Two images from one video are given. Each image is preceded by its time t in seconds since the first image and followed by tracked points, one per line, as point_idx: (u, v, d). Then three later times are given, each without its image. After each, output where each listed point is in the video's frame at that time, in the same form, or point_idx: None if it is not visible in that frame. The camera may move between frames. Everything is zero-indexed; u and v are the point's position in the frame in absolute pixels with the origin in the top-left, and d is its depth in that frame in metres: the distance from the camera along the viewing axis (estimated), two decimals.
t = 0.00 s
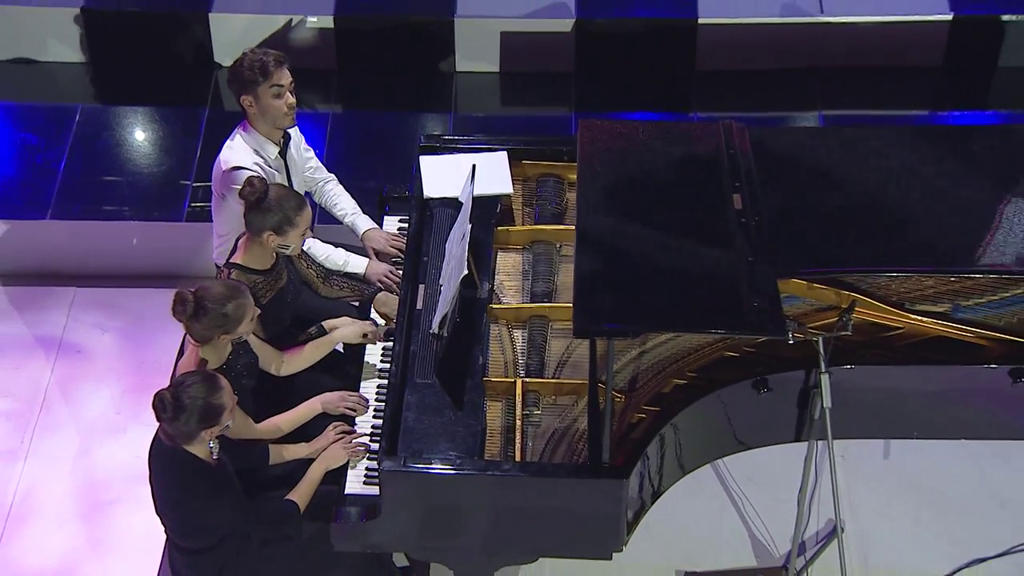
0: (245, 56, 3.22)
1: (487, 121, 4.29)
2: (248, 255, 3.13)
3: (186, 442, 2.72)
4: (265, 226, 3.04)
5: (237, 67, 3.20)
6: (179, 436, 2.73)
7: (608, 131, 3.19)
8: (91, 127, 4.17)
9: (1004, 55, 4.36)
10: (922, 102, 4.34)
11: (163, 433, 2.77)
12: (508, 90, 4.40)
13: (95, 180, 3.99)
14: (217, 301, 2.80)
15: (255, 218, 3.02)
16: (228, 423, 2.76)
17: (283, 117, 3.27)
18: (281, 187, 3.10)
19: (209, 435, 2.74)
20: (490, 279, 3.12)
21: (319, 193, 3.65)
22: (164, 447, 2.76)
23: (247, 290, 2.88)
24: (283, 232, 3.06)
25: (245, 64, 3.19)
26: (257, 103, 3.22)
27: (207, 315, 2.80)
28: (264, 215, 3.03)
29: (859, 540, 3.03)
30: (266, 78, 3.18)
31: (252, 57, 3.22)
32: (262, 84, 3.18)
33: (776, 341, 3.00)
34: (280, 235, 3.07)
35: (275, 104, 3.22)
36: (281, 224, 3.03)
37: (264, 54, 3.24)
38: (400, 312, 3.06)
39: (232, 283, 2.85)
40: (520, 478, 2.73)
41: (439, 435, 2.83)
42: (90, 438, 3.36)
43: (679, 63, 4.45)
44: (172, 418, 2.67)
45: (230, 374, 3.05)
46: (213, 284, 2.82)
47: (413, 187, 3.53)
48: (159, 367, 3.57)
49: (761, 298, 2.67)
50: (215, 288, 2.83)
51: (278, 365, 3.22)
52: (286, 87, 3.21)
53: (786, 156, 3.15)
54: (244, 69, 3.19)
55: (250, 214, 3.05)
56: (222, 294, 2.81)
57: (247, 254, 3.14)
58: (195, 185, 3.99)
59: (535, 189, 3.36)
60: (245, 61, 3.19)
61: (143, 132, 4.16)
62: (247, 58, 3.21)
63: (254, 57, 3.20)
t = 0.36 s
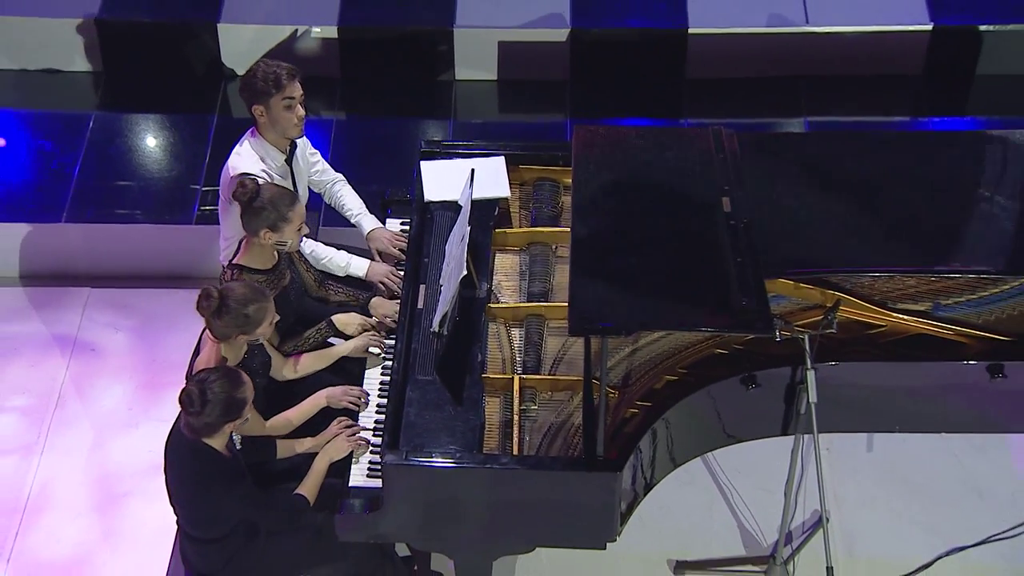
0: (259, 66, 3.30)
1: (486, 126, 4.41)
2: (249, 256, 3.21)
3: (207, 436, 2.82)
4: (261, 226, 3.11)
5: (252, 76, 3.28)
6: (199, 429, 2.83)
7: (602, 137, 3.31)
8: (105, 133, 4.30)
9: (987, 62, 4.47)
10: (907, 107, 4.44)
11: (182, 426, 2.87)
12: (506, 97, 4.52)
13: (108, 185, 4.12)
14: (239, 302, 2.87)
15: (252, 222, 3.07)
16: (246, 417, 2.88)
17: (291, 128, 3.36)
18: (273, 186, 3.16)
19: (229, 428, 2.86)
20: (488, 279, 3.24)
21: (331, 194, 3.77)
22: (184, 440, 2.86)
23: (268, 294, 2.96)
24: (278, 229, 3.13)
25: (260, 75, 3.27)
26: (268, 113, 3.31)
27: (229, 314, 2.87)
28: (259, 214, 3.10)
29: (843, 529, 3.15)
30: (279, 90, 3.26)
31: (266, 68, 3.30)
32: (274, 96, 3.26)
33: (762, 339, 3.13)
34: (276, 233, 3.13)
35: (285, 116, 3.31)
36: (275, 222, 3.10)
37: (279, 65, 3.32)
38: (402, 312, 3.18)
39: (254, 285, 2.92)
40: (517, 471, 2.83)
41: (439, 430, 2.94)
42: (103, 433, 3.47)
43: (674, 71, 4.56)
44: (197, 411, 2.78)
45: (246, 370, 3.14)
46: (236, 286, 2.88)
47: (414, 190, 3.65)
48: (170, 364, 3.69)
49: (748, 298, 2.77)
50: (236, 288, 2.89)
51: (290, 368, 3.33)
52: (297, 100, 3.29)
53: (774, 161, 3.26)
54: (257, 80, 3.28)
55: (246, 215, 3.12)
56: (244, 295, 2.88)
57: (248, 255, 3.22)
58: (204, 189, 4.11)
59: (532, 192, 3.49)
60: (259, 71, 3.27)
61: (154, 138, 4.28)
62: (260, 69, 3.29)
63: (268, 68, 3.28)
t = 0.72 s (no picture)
0: (281, 82, 3.34)
1: (483, 133, 4.54)
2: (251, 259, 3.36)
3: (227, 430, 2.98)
4: (255, 227, 3.22)
5: (273, 92, 3.33)
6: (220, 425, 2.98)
7: (595, 143, 3.45)
8: (117, 140, 4.43)
9: (965, 70, 4.60)
10: (889, 114, 4.58)
11: (203, 421, 3.01)
12: (502, 104, 4.65)
13: (120, 190, 4.24)
14: (255, 301, 3.00)
15: (248, 228, 3.18)
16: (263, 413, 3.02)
17: (305, 143, 3.43)
18: (264, 187, 3.26)
19: (246, 424, 3.02)
20: (485, 280, 3.37)
21: (326, 203, 3.86)
22: (205, 435, 3.01)
23: (279, 289, 3.08)
24: (272, 228, 3.23)
25: (282, 94, 3.31)
26: (286, 129, 3.37)
27: (246, 315, 3.00)
28: (252, 217, 3.21)
29: (826, 519, 3.29)
30: (301, 111, 3.33)
31: (288, 85, 3.34)
32: (295, 115, 3.33)
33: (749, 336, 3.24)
34: (271, 233, 3.24)
35: (303, 134, 3.39)
36: (266, 222, 3.20)
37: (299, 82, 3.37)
38: (404, 312, 3.31)
39: (266, 284, 3.04)
40: (514, 464, 2.95)
41: (439, 424, 3.06)
42: (117, 428, 3.61)
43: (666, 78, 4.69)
44: (221, 410, 2.92)
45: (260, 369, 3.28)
46: (249, 289, 2.99)
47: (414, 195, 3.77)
48: (180, 362, 3.82)
49: (735, 297, 2.90)
50: (251, 290, 3.01)
51: (299, 365, 3.47)
52: (316, 120, 3.38)
53: (760, 166, 3.39)
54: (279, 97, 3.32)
55: (241, 219, 3.24)
56: (259, 295, 3.00)
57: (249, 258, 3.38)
58: (213, 195, 4.22)
59: (527, 197, 3.63)
60: (283, 89, 3.31)
61: (165, 145, 4.41)
62: (283, 86, 3.33)
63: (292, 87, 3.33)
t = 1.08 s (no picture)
0: (298, 102, 3.32)
1: (477, 139, 4.66)
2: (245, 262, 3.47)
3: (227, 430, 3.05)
4: (245, 230, 3.29)
5: (290, 113, 3.31)
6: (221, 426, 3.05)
7: (586, 148, 3.56)
8: (124, 147, 4.54)
9: (939, 77, 4.73)
10: (866, 120, 4.71)
11: (203, 422, 3.09)
12: (496, 111, 4.78)
13: (127, 195, 4.35)
14: (259, 298, 3.12)
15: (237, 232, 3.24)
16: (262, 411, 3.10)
17: (312, 160, 3.45)
18: (252, 192, 3.32)
19: (247, 422, 3.10)
20: (480, 281, 3.50)
21: (323, 209, 3.97)
22: (207, 434, 3.08)
23: (284, 290, 3.22)
24: (262, 230, 3.29)
25: (298, 117, 3.30)
26: (295, 148, 3.39)
27: (249, 312, 3.12)
28: (241, 221, 3.27)
29: (808, 510, 3.43)
30: (313, 137, 3.34)
31: (305, 107, 3.33)
32: (307, 140, 3.35)
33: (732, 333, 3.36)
34: (260, 234, 3.30)
35: (311, 156, 3.41)
36: (254, 224, 3.26)
37: (316, 105, 3.34)
38: (401, 312, 3.43)
39: (271, 282, 3.17)
40: (508, 457, 3.05)
41: (436, 420, 3.18)
42: (125, 425, 3.73)
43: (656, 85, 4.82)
44: (218, 412, 2.99)
45: (261, 368, 3.36)
46: (253, 286, 3.13)
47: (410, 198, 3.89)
48: (187, 361, 3.94)
49: (720, 296, 3.02)
50: (255, 287, 3.14)
51: (301, 363, 3.58)
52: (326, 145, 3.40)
53: (745, 170, 3.52)
54: (293, 120, 3.31)
55: (231, 223, 3.31)
56: (262, 292, 3.13)
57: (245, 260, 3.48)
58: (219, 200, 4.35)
59: (519, 200, 3.76)
60: (299, 113, 3.30)
61: (170, 152, 4.53)
62: (300, 107, 3.31)
63: (310, 111, 3.31)
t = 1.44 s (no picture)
0: (309, 122, 3.42)
1: (468, 144, 4.80)
2: (240, 263, 3.59)
3: (218, 430, 3.14)
4: (233, 234, 3.38)
5: (299, 132, 3.40)
6: (211, 425, 3.15)
7: (573, 152, 3.70)
8: (127, 154, 4.67)
9: (910, 83, 4.88)
10: (840, 124, 4.85)
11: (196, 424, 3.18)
12: (485, 118, 4.92)
13: (130, 201, 4.50)
14: (263, 297, 3.24)
15: (225, 235, 3.34)
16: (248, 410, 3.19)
17: (308, 176, 3.55)
18: (239, 196, 3.41)
19: (237, 420, 3.19)
20: (471, 282, 3.63)
21: (320, 214, 4.08)
22: (200, 435, 3.17)
23: (287, 288, 3.34)
24: (250, 233, 3.38)
25: (307, 138, 3.40)
26: (295, 163, 3.48)
27: (254, 311, 3.25)
28: (230, 225, 3.36)
29: (787, 500, 3.58)
30: (317, 158, 3.44)
31: (314, 129, 3.43)
32: (310, 159, 3.45)
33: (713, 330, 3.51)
34: (248, 236, 3.39)
35: (309, 172, 3.51)
36: (241, 227, 3.35)
37: (325, 128, 3.44)
38: (395, 312, 3.56)
39: (274, 282, 3.29)
40: (499, 451, 3.17)
41: (429, 416, 3.28)
42: (130, 423, 3.86)
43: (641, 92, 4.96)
44: (204, 414, 3.09)
45: (263, 365, 3.49)
46: (257, 287, 3.25)
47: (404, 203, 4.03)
48: (188, 360, 4.07)
49: (702, 295, 3.15)
50: (259, 286, 3.26)
51: (296, 361, 3.72)
52: (325, 166, 3.51)
53: (725, 174, 3.66)
54: (300, 139, 3.41)
55: (220, 227, 3.41)
56: (267, 291, 3.26)
57: (238, 262, 3.59)
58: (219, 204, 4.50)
59: (508, 204, 3.89)
60: (308, 134, 3.40)
61: (172, 159, 4.66)
62: (310, 128, 3.41)
63: (319, 134, 3.41)
